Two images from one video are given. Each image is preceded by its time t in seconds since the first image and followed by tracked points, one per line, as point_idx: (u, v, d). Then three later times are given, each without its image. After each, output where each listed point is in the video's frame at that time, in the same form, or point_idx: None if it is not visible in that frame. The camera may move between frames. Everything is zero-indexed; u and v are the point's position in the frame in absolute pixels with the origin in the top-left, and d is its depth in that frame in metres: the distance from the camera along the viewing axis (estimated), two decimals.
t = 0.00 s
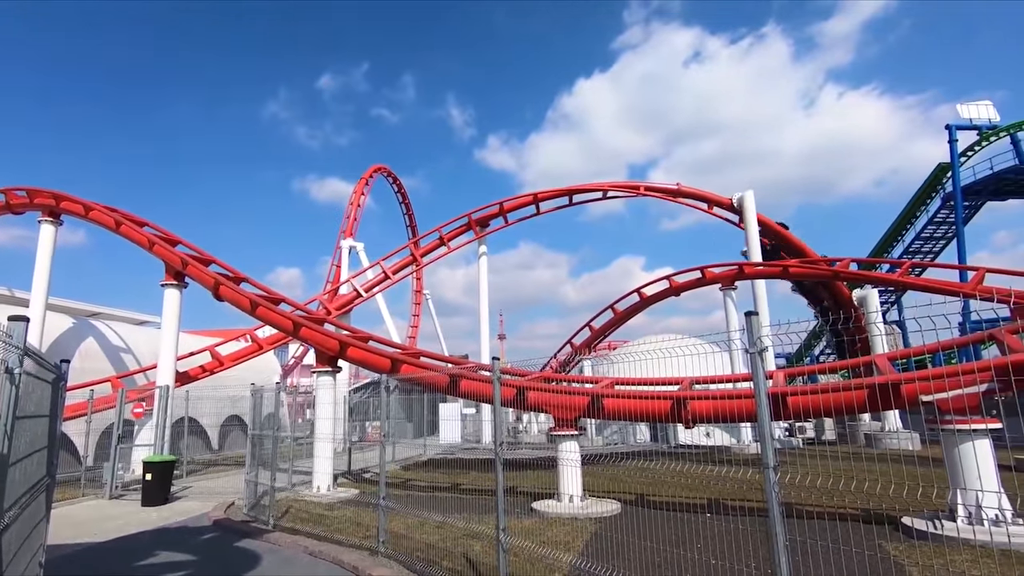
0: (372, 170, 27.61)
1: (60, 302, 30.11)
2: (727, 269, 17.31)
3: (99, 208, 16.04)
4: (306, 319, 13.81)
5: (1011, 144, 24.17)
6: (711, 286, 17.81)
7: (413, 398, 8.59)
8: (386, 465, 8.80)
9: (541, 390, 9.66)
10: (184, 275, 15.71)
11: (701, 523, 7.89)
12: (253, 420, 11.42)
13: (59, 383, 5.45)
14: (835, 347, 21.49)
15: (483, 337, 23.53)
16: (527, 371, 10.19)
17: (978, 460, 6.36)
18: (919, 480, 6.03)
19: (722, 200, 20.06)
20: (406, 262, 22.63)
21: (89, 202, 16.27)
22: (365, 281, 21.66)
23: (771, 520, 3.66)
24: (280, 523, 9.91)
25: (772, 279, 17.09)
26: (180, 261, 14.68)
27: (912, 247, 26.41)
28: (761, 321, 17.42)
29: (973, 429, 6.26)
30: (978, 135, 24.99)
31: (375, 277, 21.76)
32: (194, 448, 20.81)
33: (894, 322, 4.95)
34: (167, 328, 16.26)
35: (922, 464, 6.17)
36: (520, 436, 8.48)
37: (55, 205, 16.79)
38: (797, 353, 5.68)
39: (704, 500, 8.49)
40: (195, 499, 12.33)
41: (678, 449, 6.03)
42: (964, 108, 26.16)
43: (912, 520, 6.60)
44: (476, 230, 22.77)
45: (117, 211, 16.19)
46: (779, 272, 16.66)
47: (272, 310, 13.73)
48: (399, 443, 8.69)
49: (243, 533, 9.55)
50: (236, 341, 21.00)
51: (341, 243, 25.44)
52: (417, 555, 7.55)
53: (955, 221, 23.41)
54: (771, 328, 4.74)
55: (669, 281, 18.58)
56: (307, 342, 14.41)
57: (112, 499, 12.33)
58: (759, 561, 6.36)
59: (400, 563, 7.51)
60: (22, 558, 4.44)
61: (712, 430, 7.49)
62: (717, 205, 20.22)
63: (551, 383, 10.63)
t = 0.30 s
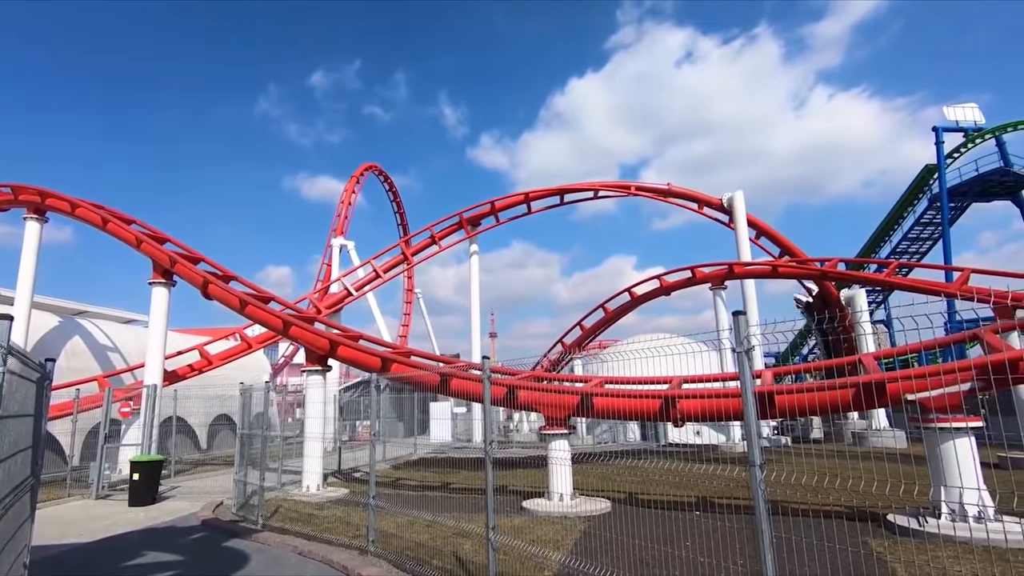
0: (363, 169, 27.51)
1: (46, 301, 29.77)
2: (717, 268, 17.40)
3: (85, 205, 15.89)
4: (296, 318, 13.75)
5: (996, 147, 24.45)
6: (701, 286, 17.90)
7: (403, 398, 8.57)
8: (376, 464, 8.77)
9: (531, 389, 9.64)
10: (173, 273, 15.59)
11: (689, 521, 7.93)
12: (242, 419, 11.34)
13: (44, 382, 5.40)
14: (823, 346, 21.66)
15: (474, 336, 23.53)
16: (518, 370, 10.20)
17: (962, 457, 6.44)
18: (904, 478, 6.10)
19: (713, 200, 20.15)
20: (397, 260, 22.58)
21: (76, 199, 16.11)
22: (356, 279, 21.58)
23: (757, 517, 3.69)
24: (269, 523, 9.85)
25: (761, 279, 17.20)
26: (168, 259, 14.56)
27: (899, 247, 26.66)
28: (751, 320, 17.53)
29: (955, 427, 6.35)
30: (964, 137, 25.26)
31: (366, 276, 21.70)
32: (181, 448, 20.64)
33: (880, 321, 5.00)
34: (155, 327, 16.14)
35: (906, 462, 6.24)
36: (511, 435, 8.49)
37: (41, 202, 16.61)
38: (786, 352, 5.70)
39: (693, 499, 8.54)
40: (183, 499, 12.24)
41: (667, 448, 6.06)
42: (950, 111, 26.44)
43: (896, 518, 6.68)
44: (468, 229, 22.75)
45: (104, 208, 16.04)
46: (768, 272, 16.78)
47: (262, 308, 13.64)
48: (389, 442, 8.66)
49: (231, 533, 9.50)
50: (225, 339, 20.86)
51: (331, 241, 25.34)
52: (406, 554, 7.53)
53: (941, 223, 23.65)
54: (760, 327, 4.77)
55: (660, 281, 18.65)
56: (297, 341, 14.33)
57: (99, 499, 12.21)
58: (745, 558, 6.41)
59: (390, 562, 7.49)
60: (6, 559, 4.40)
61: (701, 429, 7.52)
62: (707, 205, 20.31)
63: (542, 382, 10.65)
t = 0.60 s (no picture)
0: (351, 167, 27.38)
1: (27, 299, 29.34)
2: (704, 268, 17.50)
3: (67, 202, 15.68)
4: (283, 317, 13.64)
5: (977, 149, 24.79)
6: (688, 286, 17.99)
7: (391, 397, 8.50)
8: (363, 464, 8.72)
9: (519, 389, 9.62)
10: (157, 272, 15.41)
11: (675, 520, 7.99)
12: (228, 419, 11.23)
13: (24, 382, 5.33)
14: (807, 346, 21.89)
15: (463, 335, 23.49)
16: (506, 369, 10.19)
17: (940, 455, 6.57)
18: (886, 476, 6.19)
19: (700, 200, 20.28)
20: (385, 259, 22.48)
21: (57, 196, 15.90)
22: (344, 278, 21.46)
23: (739, 514, 3.71)
24: (255, 523, 9.76)
25: (747, 279, 17.33)
26: (153, 257, 14.40)
27: (883, 248, 26.98)
28: (737, 320, 17.65)
29: (935, 426, 6.44)
30: (946, 140, 25.60)
31: (354, 275, 21.60)
32: (166, 448, 20.44)
33: (865, 321, 5.05)
34: (139, 325, 15.96)
35: (887, 460, 6.33)
36: (499, 434, 8.49)
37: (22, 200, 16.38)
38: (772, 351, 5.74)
39: (679, 497, 8.61)
40: (167, 500, 12.13)
41: (654, 447, 6.09)
42: (933, 114, 26.77)
43: (878, 515, 6.79)
44: (456, 228, 22.71)
45: (87, 205, 15.84)
46: (754, 272, 16.91)
47: (248, 307, 13.50)
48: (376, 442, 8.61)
49: (216, 533, 9.42)
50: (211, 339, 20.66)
51: (319, 240, 25.20)
52: (394, 554, 7.50)
53: (924, 224, 23.96)
54: (744, 327, 4.80)
55: (648, 281, 18.74)
56: (283, 340, 14.23)
57: (80, 501, 12.07)
58: (730, 556, 6.45)
59: (377, 562, 7.45)
60: None
61: (687, 428, 7.57)
62: (694, 206, 20.43)
63: (530, 382, 10.67)
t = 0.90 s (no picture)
0: (340, 167, 27.24)
1: (9, 299, 28.89)
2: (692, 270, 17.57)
3: (50, 200, 15.46)
4: (270, 317, 13.52)
5: (960, 154, 25.10)
6: (677, 287, 18.05)
7: (380, 398, 8.45)
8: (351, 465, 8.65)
9: (508, 389, 9.57)
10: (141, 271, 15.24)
11: (663, 520, 8.02)
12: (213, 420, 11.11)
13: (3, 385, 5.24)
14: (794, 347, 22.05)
15: (451, 336, 23.43)
16: (494, 370, 10.17)
17: (923, 454, 6.63)
18: (871, 476, 6.24)
19: (689, 202, 20.38)
20: (374, 259, 22.38)
21: (40, 194, 15.68)
22: (332, 278, 21.34)
23: (726, 514, 3.72)
24: (241, 525, 9.67)
25: (734, 280, 17.42)
26: (137, 256, 14.23)
27: (868, 251, 27.26)
28: (724, 321, 17.76)
29: (918, 426, 6.50)
30: (930, 144, 25.92)
31: (342, 275, 21.48)
32: (150, 450, 20.22)
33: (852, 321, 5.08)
34: (123, 325, 15.77)
35: (870, 460, 6.38)
36: (488, 435, 8.47)
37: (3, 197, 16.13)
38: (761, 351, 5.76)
39: (667, 497, 8.65)
40: (151, 502, 11.98)
41: (642, 447, 6.10)
42: (917, 118, 27.08)
43: (863, 514, 6.86)
44: (446, 228, 22.65)
45: (70, 203, 15.63)
46: (742, 274, 17.01)
47: (235, 307, 13.34)
48: (364, 443, 8.55)
49: (201, 536, 9.32)
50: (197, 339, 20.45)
51: (307, 239, 25.04)
52: (381, 555, 7.45)
53: (908, 227, 24.23)
54: (732, 327, 4.82)
55: (636, 282, 18.78)
56: (270, 340, 14.10)
57: (62, 503, 11.90)
58: (716, 554, 6.49)
59: (364, 564, 7.39)
60: None
61: (675, 429, 7.59)
62: (683, 208, 20.52)
63: (519, 382, 10.65)
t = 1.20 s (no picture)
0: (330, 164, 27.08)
1: None
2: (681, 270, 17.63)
3: (32, 194, 15.23)
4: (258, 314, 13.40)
5: (944, 158, 25.39)
6: (666, 288, 18.11)
7: (369, 397, 8.39)
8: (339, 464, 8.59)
9: (497, 388, 9.54)
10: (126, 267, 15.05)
11: (650, 518, 8.05)
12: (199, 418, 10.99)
13: None
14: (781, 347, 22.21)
15: (441, 334, 23.37)
16: (483, 369, 10.15)
17: (905, 454, 6.69)
18: (855, 474, 6.31)
19: (678, 203, 20.46)
20: (363, 257, 22.26)
21: (22, 188, 15.45)
22: (321, 276, 21.21)
23: (713, 513, 3.73)
24: (227, 524, 9.57)
25: (722, 281, 17.51)
26: (122, 253, 14.05)
27: (853, 253, 27.51)
28: (712, 321, 17.85)
29: (901, 426, 6.56)
30: (915, 148, 26.22)
31: (331, 273, 21.35)
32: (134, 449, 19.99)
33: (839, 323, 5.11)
34: (107, 322, 15.58)
35: (854, 459, 6.44)
36: (476, 434, 8.44)
37: None
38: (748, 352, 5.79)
39: (654, 496, 8.69)
40: (135, 501, 11.84)
41: (631, 447, 6.11)
42: (903, 122, 27.35)
43: (848, 512, 6.92)
44: (435, 227, 22.57)
45: (53, 198, 15.41)
46: (730, 274, 17.09)
47: (222, 305, 13.21)
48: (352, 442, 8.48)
49: (186, 535, 9.23)
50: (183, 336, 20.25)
51: (296, 237, 24.87)
52: (369, 554, 7.40)
53: (893, 230, 24.49)
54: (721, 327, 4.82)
55: (625, 282, 18.82)
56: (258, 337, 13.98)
57: (43, 502, 11.73)
58: (702, 552, 6.52)
59: (352, 563, 7.34)
60: None
61: (663, 428, 7.61)
62: (672, 208, 20.60)
63: (508, 382, 10.64)
